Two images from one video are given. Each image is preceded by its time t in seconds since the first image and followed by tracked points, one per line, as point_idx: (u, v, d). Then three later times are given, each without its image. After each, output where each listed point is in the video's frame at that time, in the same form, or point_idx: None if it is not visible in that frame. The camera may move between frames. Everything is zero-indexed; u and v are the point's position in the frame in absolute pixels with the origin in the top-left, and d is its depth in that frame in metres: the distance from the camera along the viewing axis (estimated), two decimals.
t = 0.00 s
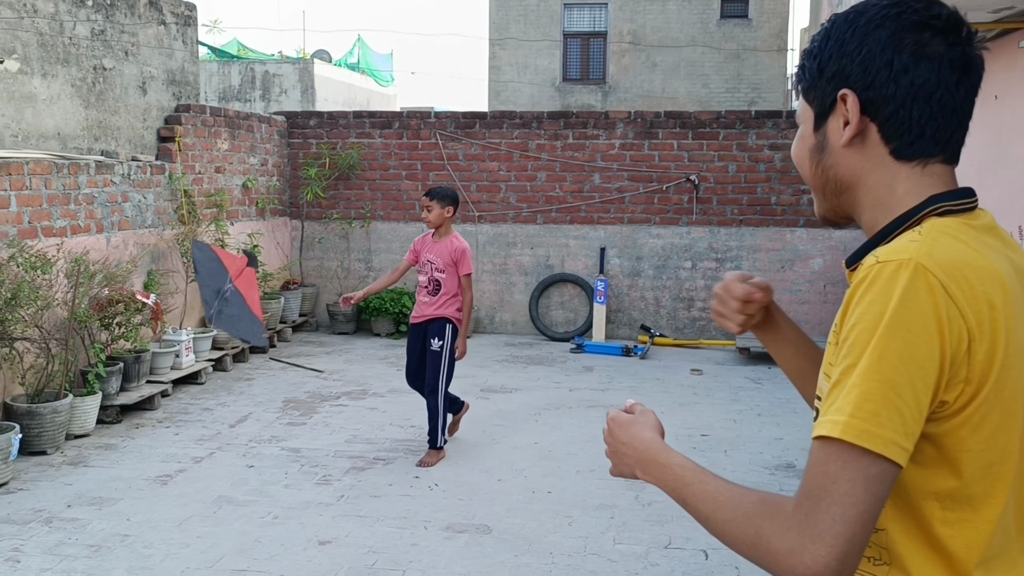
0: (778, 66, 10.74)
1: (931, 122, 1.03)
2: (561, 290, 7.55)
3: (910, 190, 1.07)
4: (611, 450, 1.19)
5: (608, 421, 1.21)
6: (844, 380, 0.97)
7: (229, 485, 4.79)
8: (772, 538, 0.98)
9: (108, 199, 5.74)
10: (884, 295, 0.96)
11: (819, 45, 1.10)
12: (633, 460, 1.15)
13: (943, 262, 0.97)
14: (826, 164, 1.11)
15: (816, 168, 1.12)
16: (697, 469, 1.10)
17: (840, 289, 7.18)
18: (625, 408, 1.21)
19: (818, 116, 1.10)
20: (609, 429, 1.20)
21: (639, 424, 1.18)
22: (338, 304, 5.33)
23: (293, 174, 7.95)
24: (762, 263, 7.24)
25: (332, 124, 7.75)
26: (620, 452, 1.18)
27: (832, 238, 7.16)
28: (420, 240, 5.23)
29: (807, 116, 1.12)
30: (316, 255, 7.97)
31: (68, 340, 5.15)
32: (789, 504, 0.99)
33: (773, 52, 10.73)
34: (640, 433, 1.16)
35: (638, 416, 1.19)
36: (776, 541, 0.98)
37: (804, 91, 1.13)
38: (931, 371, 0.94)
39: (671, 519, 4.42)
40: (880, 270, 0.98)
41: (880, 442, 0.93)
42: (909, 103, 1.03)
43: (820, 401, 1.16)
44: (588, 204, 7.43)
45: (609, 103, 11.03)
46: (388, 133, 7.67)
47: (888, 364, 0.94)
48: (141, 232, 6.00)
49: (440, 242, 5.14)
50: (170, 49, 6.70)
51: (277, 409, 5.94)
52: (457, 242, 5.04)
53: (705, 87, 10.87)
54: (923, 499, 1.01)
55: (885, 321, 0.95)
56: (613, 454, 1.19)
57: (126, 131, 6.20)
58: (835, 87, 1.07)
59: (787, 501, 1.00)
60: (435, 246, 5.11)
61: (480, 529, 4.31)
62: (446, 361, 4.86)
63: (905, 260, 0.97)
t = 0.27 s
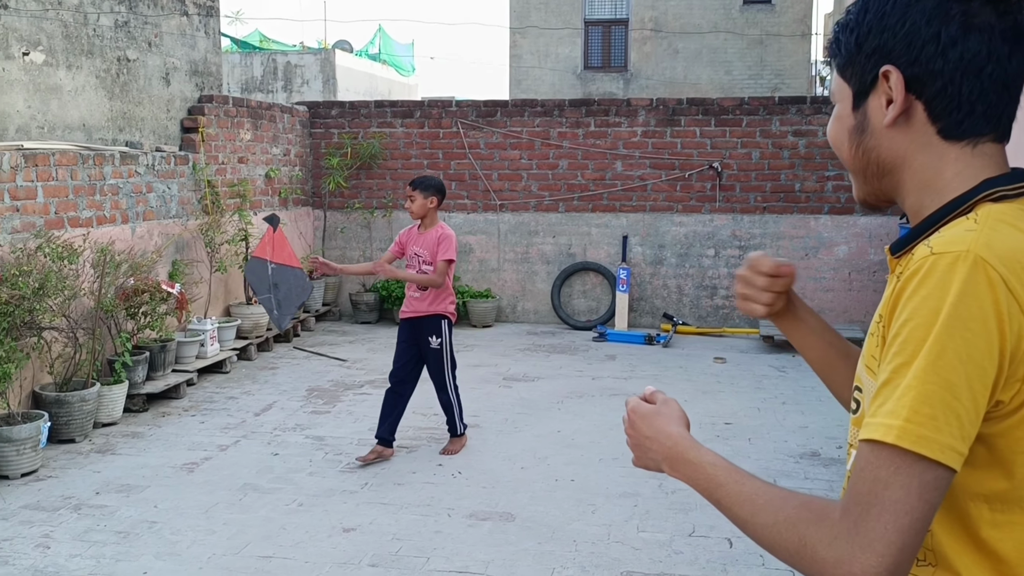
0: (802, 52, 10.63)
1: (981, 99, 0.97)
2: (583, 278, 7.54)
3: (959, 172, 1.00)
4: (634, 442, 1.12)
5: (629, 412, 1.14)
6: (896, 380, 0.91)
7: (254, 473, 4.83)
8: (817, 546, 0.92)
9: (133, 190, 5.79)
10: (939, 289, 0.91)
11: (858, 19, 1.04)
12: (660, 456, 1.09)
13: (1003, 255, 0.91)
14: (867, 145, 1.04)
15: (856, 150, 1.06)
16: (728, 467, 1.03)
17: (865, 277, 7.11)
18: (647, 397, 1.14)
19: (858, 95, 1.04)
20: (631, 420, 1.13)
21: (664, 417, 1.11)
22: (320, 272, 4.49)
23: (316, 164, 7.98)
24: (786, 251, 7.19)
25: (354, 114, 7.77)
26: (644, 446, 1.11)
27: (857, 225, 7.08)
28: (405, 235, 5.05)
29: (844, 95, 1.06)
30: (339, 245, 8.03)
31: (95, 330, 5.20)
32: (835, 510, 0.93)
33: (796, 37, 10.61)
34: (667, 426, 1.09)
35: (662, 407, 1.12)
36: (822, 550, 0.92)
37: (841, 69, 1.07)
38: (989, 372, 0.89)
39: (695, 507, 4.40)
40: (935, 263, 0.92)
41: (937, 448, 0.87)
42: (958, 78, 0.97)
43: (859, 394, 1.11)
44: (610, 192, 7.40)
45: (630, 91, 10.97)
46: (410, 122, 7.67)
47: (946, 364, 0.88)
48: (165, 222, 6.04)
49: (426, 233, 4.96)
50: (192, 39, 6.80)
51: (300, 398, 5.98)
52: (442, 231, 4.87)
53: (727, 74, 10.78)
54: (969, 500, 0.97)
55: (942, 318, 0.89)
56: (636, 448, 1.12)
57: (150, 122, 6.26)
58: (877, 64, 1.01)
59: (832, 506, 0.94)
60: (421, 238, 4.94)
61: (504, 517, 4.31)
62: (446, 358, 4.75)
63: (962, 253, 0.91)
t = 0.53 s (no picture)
0: (819, 39, 10.52)
1: (1013, 79, 0.90)
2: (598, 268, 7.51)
3: (987, 156, 0.93)
4: (645, 444, 1.06)
5: (639, 412, 1.06)
6: (921, 379, 0.86)
7: (270, 461, 4.84)
8: (842, 552, 0.88)
9: (148, 179, 5.81)
10: (968, 283, 0.85)
11: None
12: (674, 458, 1.02)
13: None
14: (890, 129, 0.97)
15: (878, 134, 0.99)
16: (749, 470, 0.98)
17: (882, 265, 7.05)
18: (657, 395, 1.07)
19: (880, 75, 0.97)
20: (643, 421, 1.06)
21: (677, 416, 1.04)
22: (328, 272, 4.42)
23: (330, 153, 8.00)
24: (802, 239, 7.14)
25: (367, 103, 7.76)
26: (657, 449, 1.04)
27: (874, 212, 7.01)
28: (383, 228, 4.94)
29: (866, 75, 0.99)
30: (354, 234, 8.07)
31: (112, 319, 5.23)
32: (859, 514, 0.88)
33: (813, 24, 10.50)
34: (682, 429, 1.02)
35: (675, 407, 1.05)
36: (848, 557, 0.87)
37: (863, 48, 1.00)
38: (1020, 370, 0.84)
39: (711, 497, 4.37)
40: (963, 256, 0.87)
41: (966, 451, 0.83)
42: (989, 57, 0.89)
43: (879, 386, 1.06)
44: (625, 180, 7.36)
45: (645, 79, 10.91)
46: (424, 111, 7.66)
47: (975, 364, 0.83)
48: (181, 211, 6.07)
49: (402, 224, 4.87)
50: (206, 29, 6.83)
51: (316, 386, 6.00)
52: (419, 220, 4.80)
53: (743, 61, 10.70)
54: (992, 501, 0.91)
55: (971, 315, 0.84)
56: (648, 449, 1.06)
57: (165, 112, 6.29)
58: (901, 42, 0.94)
59: (856, 510, 0.89)
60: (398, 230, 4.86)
61: (518, 505, 4.31)
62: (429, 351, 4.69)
63: (991, 245, 0.86)
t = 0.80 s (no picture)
0: (830, 29, 10.45)
1: (1017, 65, 0.88)
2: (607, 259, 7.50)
3: (992, 145, 0.91)
4: (650, 449, 1.03)
5: (641, 416, 1.04)
6: (931, 378, 0.84)
7: (280, 451, 4.85)
8: (857, 555, 0.86)
9: (158, 171, 5.82)
10: (977, 278, 0.83)
11: None
12: (680, 463, 1.00)
13: None
14: (893, 117, 0.96)
15: (881, 123, 0.98)
16: (756, 473, 0.96)
17: (893, 257, 7.02)
18: (659, 398, 1.04)
19: (883, 62, 0.95)
20: (645, 426, 1.03)
21: (681, 419, 1.02)
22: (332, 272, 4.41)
23: (339, 145, 8.01)
24: (812, 230, 7.11)
25: (376, 95, 7.75)
26: (661, 453, 1.02)
27: (885, 203, 6.98)
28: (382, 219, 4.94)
29: (868, 63, 0.98)
30: (364, 225, 8.09)
31: (122, 310, 5.24)
32: (873, 516, 0.86)
33: (824, 13, 10.44)
34: (685, 433, 1.00)
35: (678, 410, 1.02)
36: (862, 560, 0.85)
37: (865, 35, 0.98)
38: None
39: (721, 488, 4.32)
40: (971, 251, 0.84)
41: (978, 450, 0.81)
42: (992, 44, 0.88)
43: (882, 379, 1.04)
44: (634, 171, 7.35)
45: (655, 70, 10.87)
46: (433, 103, 7.64)
47: (986, 363, 0.81)
48: (190, 203, 6.09)
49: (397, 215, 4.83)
50: (215, 20, 6.84)
51: (325, 377, 6.01)
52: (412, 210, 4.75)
53: (754, 51, 10.65)
54: (999, 497, 0.90)
55: (979, 313, 0.81)
56: (653, 455, 1.03)
57: (174, 104, 6.30)
58: (903, 29, 0.92)
59: (869, 512, 0.87)
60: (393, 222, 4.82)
61: (528, 496, 4.30)
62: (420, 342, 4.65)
63: (999, 239, 0.83)
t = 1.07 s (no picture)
0: (840, 21, 10.40)
1: (1011, 57, 0.87)
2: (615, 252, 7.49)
3: (986, 137, 0.90)
4: (653, 456, 1.03)
5: (642, 423, 1.03)
6: (930, 376, 0.83)
7: (289, 443, 4.86)
8: (865, 558, 0.85)
9: (167, 164, 5.83)
10: (973, 275, 0.82)
11: None
12: (684, 469, 1.00)
13: None
14: (888, 109, 0.95)
15: (877, 114, 0.97)
16: (760, 477, 0.96)
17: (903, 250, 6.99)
18: (659, 405, 1.03)
19: (879, 53, 0.95)
20: (647, 434, 1.03)
21: (683, 426, 1.01)
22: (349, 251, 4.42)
23: (348, 137, 8.02)
24: (822, 223, 7.09)
25: (385, 87, 7.75)
26: (665, 459, 1.01)
27: (895, 196, 6.95)
28: (382, 214, 4.93)
29: (865, 54, 0.97)
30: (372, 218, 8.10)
31: (132, 302, 5.26)
32: (878, 516, 0.86)
33: (834, 5, 10.38)
34: (688, 440, 0.99)
35: (680, 416, 1.02)
36: (870, 562, 0.85)
37: (861, 26, 0.97)
38: None
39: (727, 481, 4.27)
40: (966, 247, 0.83)
41: (980, 447, 0.80)
42: (985, 36, 0.87)
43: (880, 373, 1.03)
44: (643, 163, 7.33)
45: (663, 63, 10.83)
46: (441, 95, 7.64)
47: (983, 359, 0.80)
48: (199, 195, 6.10)
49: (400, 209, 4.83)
50: (223, 13, 6.84)
51: (334, 370, 6.03)
52: (416, 203, 4.78)
53: (763, 44, 10.61)
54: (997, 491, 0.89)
55: (976, 309, 0.81)
56: (655, 461, 1.03)
57: (183, 97, 6.32)
58: (898, 20, 0.92)
59: (874, 513, 0.87)
60: (396, 215, 4.82)
61: (536, 488, 4.31)
62: (432, 334, 4.65)
63: (994, 235, 0.82)
